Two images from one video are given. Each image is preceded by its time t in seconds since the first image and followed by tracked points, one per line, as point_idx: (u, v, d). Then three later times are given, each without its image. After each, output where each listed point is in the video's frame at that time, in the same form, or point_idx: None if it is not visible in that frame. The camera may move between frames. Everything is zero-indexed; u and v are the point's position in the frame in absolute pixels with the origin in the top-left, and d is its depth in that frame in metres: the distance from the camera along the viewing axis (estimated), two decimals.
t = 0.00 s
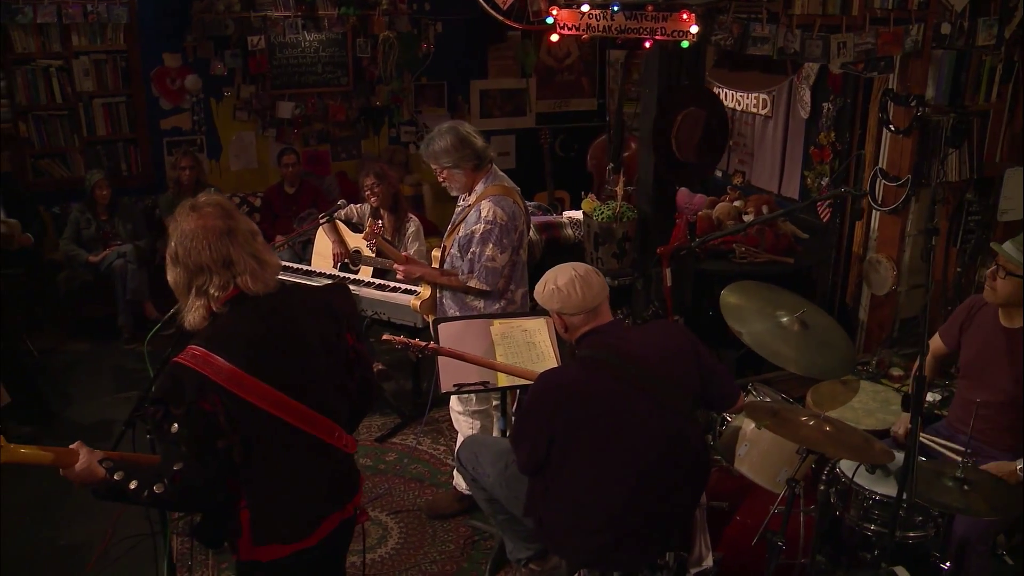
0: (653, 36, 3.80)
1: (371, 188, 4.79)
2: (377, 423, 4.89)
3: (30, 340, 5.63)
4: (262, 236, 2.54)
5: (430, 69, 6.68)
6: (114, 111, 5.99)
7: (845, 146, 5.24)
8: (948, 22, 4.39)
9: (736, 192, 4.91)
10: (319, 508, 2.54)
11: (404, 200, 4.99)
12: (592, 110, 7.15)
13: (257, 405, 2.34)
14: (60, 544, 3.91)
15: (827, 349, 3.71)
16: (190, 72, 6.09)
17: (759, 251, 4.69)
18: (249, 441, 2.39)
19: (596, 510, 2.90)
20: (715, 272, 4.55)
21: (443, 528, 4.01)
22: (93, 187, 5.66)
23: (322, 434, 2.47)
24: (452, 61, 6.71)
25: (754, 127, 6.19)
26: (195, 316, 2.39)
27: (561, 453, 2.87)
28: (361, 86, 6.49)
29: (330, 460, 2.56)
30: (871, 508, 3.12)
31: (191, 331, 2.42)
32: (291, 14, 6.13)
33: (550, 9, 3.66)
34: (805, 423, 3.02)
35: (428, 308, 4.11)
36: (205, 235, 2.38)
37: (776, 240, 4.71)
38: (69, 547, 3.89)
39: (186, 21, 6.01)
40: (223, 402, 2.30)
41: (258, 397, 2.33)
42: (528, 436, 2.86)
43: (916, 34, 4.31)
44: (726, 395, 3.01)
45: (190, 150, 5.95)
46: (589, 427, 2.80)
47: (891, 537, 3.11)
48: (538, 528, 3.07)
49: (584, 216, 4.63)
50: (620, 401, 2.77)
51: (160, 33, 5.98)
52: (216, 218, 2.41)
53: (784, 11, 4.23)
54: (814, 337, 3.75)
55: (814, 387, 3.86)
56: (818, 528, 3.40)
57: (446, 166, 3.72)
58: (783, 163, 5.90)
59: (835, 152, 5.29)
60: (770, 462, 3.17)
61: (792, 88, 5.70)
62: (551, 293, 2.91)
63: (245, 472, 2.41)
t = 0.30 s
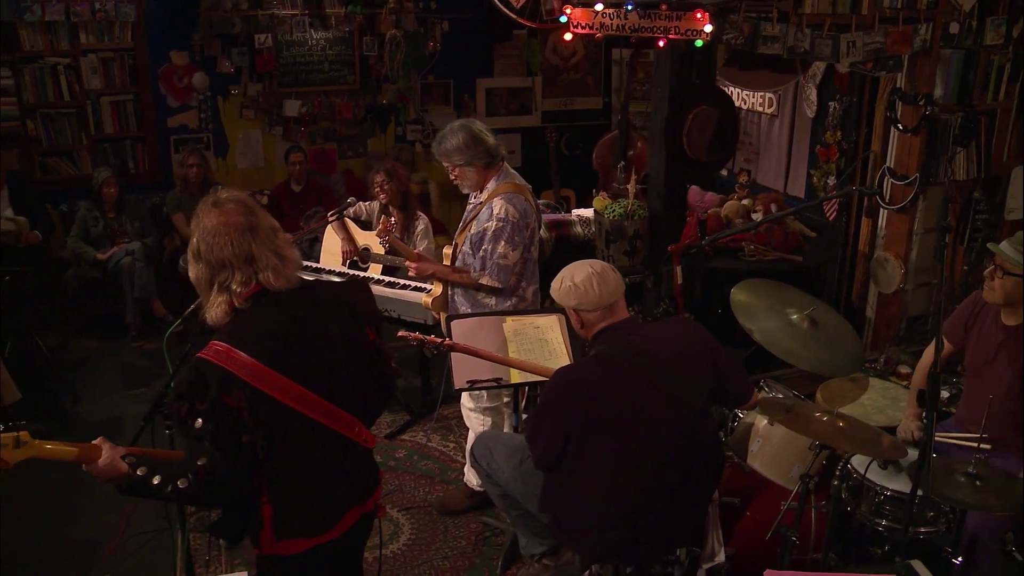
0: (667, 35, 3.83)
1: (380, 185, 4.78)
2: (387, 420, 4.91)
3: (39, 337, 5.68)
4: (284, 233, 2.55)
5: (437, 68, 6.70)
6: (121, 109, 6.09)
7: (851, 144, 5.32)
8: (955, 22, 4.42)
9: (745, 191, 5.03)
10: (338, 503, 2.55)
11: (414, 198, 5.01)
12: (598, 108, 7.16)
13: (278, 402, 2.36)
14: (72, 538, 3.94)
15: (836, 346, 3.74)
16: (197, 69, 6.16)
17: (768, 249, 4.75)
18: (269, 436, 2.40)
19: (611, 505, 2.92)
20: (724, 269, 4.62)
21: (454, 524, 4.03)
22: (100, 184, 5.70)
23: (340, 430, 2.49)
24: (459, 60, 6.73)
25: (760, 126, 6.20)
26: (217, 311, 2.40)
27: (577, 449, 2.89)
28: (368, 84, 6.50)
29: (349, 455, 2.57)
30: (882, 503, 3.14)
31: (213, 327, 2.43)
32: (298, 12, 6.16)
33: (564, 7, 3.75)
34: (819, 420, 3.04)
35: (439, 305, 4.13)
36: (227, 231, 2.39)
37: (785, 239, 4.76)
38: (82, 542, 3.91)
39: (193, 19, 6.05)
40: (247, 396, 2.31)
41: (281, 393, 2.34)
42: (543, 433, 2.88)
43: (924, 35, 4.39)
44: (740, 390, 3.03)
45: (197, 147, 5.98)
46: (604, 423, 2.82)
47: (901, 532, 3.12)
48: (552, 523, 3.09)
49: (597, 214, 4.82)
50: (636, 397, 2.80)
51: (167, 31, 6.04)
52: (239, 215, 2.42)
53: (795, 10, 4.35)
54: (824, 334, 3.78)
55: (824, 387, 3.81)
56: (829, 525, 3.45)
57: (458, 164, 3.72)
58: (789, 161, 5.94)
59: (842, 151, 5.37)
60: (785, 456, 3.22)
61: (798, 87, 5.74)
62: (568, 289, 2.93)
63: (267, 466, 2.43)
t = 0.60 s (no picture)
0: (684, 32, 3.94)
1: (392, 183, 4.78)
2: (399, 415, 4.94)
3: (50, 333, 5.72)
4: (310, 228, 2.58)
5: (445, 65, 6.73)
6: (130, 105, 6.15)
7: (859, 141, 5.43)
8: (967, 19, 4.66)
9: (755, 188, 5.07)
10: (363, 496, 2.58)
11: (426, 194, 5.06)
12: (605, 106, 7.19)
13: (305, 395, 2.37)
14: (89, 534, 3.96)
15: (847, 342, 3.78)
16: (205, 66, 6.22)
17: (780, 246, 4.77)
18: (295, 429, 2.41)
19: (629, 499, 2.94)
20: (734, 265, 4.67)
21: (468, 519, 4.06)
22: (110, 180, 5.74)
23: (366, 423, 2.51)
24: (467, 57, 6.76)
25: (766, 124, 6.22)
26: (244, 305, 2.42)
27: (595, 443, 2.91)
28: (376, 81, 6.55)
29: (374, 449, 2.59)
30: (896, 497, 3.17)
31: (239, 322, 2.45)
32: (306, 10, 6.14)
33: (581, 5, 3.85)
34: (837, 414, 3.06)
35: (453, 302, 4.12)
36: (254, 226, 2.41)
37: (796, 236, 4.79)
38: (98, 537, 3.93)
39: (202, 16, 6.11)
40: (274, 390, 2.32)
41: (308, 386, 2.36)
42: (562, 426, 2.89)
43: (935, 32, 4.60)
44: (757, 384, 3.06)
45: (205, 144, 6.02)
46: (623, 417, 2.84)
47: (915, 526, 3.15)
48: (570, 518, 3.11)
49: (610, 210, 4.72)
50: (655, 391, 2.82)
51: (176, 28, 6.10)
52: (266, 210, 2.45)
53: (806, 8, 4.40)
54: (836, 330, 3.82)
55: (836, 380, 3.83)
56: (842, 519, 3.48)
57: (473, 161, 3.75)
58: (796, 159, 5.99)
59: (851, 148, 5.48)
60: (801, 450, 3.25)
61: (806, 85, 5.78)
62: (588, 285, 2.96)
63: (293, 460, 2.45)
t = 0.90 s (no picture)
0: (699, 31, 3.95)
1: (403, 180, 4.87)
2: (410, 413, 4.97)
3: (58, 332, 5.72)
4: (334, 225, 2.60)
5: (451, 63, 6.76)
6: (138, 104, 6.17)
7: (865, 140, 5.49)
8: (975, 18, 4.70)
9: (764, 186, 5.12)
10: (387, 491, 2.59)
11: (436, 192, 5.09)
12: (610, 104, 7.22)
13: (332, 390, 2.39)
14: (103, 530, 3.98)
15: (858, 339, 3.81)
16: (213, 65, 6.23)
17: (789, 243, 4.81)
18: (322, 424, 2.43)
19: (647, 493, 2.96)
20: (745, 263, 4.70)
21: (481, 515, 4.08)
22: (118, 178, 5.76)
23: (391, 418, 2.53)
24: (473, 56, 6.80)
25: (772, 123, 6.27)
26: (270, 302, 2.44)
27: (613, 438, 2.92)
28: (382, 79, 6.59)
29: (398, 445, 2.61)
30: (909, 492, 3.20)
31: (265, 318, 2.47)
32: (314, 8, 6.27)
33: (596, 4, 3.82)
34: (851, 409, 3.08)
35: (467, 300, 4.14)
36: (281, 223, 2.43)
37: (804, 233, 4.83)
38: (112, 533, 3.95)
39: (209, 14, 6.14)
40: (301, 385, 2.34)
41: (334, 381, 2.38)
42: (580, 422, 2.91)
43: (944, 31, 4.64)
44: (773, 380, 3.09)
45: (213, 143, 6.04)
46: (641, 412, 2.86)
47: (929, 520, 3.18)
48: (588, 513, 3.12)
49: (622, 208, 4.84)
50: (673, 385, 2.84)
51: (184, 26, 6.13)
52: (292, 207, 2.47)
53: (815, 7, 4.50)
54: (847, 327, 3.85)
55: (847, 376, 3.72)
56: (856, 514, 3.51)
57: (488, 158, 3.77)
58: (801, 158, 6.03)
59: (857, 147, 5.54)
60: (814, 445, 3.29)
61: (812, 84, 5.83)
62: (607, 281, 2.99)
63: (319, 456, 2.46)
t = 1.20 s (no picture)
0: (712, 29, 3.98)
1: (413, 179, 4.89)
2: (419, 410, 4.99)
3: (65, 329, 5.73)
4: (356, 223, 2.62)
5: (457, 61, 6.79)
6: (145, 101, 6.20)
7: (872, 138, 5.53)
8: (984, 16, 4.82)
9: (772, 184, 5.15)
10: (407, 486, 2.61)
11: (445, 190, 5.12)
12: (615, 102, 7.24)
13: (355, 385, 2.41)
14: (116, 526, 4.00)
15: (868, 336, 3.84)
16: (220, 63, 6.26)
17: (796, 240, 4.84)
18: (344, 420, 2.46)
19: (663, 489, 2.97)
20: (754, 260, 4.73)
21: (492, 511, 4.10)
22: (127, 176, 5.77)
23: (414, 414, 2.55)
24: (479, 54, 6.82)
25: (778, 121, 6.30)
26: (293, 299, 2.46)
27: (629, 433, 2.94)
28: (388, 78, 6.62)
29: (419, 440, 2.63)
30: (920, 487, 3.23)
31: (288, 315, 2.49)
32: (321, 6, 6.32)
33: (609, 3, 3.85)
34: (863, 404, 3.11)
35: (479, 296, 4.17)
36: (305, 220, 2.46)
37: (813, 231, 4.86)
38: (125, 528, 3.97)
39: (217, 12, 6.17)
40: (325, 381, 2.37)
41: (356, 377, 2.40)
42: (595, 417, 2.93)
43: (954, 28, 4.75)
44: (788, 377, 3.11)
45: (220, 140, 6.06)
46: (657, 407, 2.87)
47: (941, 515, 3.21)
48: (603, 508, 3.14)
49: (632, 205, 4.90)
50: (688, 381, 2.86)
51: (191, 24, 6.16)
52: (315, 204, 2.49)
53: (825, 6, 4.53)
54: (857, 324, 3.87)
55: (855, 372, 3.70)
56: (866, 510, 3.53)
57: (501, 156, 3.79)
58: (808, 156, 6.06)
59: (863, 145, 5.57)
60: (827, 441, 3.31)
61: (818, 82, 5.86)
62: (623, 277, 3.02)
63: (342, 451, 2.49)
